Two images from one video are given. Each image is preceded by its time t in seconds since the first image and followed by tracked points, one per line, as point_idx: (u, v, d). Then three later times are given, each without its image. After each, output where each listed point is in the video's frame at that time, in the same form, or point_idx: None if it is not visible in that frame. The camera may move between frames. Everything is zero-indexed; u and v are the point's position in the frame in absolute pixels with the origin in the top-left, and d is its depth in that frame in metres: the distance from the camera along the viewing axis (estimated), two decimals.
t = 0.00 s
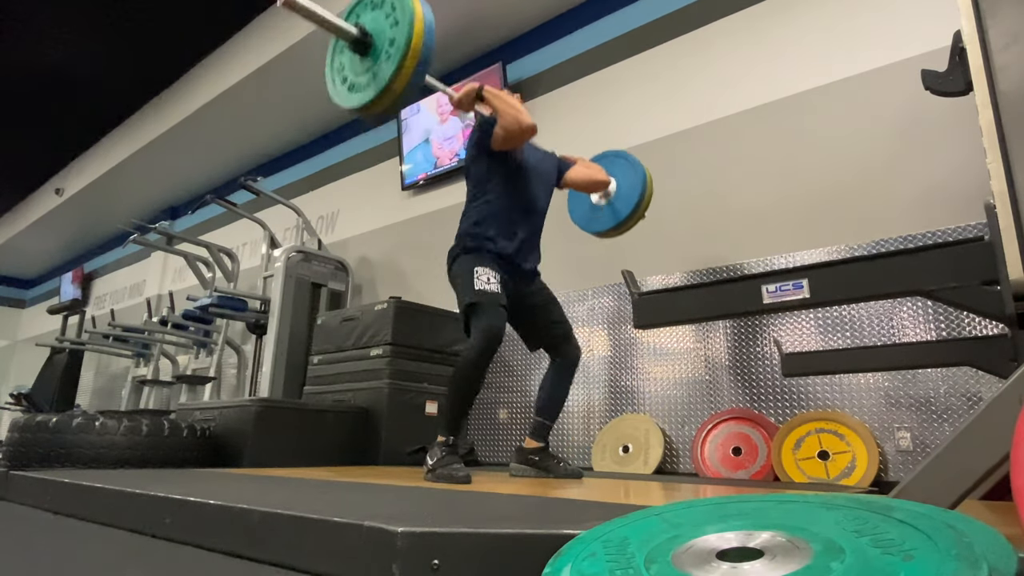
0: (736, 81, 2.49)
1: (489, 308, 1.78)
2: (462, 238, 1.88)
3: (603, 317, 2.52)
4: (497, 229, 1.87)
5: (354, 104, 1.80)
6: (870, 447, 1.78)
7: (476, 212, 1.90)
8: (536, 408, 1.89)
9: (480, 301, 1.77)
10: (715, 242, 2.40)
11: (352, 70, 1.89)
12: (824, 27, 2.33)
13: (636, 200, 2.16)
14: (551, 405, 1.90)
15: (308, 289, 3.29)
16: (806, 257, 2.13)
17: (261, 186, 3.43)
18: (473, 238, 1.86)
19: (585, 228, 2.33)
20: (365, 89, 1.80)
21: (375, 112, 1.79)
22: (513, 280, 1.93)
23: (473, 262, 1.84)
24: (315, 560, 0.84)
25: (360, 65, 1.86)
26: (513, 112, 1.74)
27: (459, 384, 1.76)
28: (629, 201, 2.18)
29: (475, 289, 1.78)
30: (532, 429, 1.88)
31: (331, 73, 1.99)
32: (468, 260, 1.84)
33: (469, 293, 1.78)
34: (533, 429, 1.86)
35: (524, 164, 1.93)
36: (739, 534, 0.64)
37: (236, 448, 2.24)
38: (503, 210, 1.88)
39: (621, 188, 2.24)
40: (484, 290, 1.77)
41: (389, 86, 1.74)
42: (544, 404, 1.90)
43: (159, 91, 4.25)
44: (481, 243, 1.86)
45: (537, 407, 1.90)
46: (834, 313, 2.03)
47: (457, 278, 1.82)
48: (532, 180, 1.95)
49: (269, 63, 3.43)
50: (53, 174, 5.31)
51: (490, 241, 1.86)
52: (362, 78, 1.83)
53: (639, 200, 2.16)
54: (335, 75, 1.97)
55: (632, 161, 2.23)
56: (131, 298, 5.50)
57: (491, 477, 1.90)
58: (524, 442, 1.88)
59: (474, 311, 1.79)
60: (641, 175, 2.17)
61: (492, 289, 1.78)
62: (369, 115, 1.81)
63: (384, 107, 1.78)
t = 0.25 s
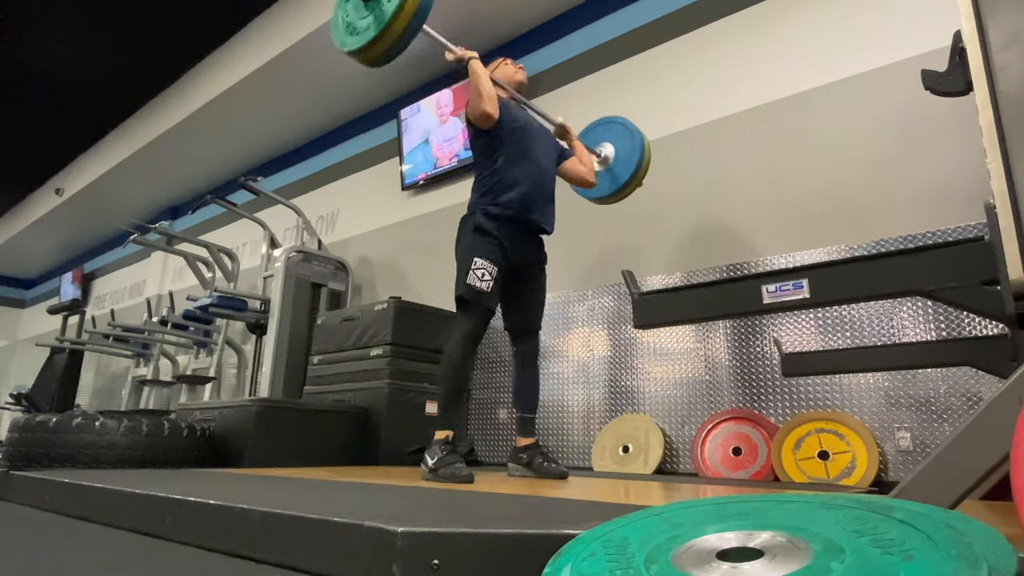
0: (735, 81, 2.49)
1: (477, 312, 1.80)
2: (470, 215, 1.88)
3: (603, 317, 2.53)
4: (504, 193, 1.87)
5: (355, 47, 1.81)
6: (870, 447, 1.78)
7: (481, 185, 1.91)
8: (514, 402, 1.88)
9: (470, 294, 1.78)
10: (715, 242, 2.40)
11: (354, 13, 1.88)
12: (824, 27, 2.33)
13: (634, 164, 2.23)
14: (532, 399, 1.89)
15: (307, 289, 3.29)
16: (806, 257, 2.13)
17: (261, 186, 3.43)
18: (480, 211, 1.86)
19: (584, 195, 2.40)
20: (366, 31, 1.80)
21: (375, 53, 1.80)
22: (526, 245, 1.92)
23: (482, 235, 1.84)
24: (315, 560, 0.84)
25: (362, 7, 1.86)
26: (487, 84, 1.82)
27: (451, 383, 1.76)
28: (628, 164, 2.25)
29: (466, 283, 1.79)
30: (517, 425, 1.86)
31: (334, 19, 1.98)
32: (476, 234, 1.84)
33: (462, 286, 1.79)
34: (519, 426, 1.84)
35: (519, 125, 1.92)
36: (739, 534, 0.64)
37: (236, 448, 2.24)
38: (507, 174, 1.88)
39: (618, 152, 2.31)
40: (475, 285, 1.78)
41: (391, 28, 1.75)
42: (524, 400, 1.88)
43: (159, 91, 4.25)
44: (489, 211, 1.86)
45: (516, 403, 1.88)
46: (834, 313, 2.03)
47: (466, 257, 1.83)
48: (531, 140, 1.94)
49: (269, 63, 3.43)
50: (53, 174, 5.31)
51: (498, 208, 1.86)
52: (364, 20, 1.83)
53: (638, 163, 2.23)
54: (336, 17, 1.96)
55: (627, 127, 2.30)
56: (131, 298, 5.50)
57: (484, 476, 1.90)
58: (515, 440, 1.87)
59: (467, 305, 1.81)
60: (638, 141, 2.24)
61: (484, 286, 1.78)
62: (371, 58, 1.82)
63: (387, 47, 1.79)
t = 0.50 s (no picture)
0: (735, 81, 2.49)
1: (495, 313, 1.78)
2: (470, 240, 1.88)
3: (603, 317, 2.52)
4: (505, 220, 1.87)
5: (351, 97, 1.80)
6: (870, 447, 1.78)
7: (481, 211, 1.91)
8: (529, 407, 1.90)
9: (486, 304, 1.77)
10: (715, 242, 2.40)
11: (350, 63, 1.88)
12: (823, 27, 2.33)
13: (629, 196, 2.21)
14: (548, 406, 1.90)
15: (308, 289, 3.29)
16: (806, 257, 2.13)
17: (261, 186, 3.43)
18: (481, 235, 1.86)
19: (580, 225, 2.37)
20: (362, 81, 1.80)
21: (371, 103, 1.80)
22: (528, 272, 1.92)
23: (483, 258, 1.83)
24: (315, 560, 0.84)
25: (358, 57, 1.86)
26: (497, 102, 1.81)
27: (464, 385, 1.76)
28: (624, 195, 2.23)
29: (483, 292, 1.78)
30: (524, 428, 1.89)
31: (330, 67, 1.99)
32: (477, 257, 1.83)
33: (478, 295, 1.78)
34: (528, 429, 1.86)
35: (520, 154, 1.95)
36: (739, 534, 0.64)
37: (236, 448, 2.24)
38: (508, 201, 1.89)
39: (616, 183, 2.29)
40: (491, 293, 1.77)
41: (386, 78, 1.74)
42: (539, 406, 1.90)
43: (159, 91, 4.25)
44: (491, 237, 1.86)
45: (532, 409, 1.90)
46: (834, 313, 2.03)
47: (468, 279, 1.82)
48: (531, 169, 1.96)
49: (269, 63, 3.44)
50: (53, 174, 5.31)
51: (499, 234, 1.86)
52: (360, 71, 1.83)
53: (633, 196, 2.20)
54: (333, 66, 1.97)
55: (626, 157, 2.28)
56: (131, 298, 5.50)
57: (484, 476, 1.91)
58: (515, 440, 1.88)
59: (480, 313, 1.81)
60: (636, 170, 2.22)
61: (500, 293, 1.78)
62: (367, 105, 1.81)
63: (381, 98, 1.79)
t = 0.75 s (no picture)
0: (735, 81, 2.49)
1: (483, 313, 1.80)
2: (464, 227, 1.87)
3: (603, 317, 2.52)
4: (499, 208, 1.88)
5: (346, 80, 1.82)
6: (869, 447, 1.78)
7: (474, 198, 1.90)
8: (517, 403, 1.89)
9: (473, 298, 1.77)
10: (715, 242, 2.39)
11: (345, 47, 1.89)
12: (824, 27, 2.33)
13: (625, 182, 2.21)
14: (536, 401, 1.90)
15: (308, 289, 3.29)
16: (806, 257, 2.13)
17: (261, 186, 3.43)
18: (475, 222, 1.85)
19: (577, 211, 2.39)
20: (357, 64, 1.81)
21: (366, 87, 1.81)
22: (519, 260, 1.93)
23: (477, 245, 1.83)
24: (315, 560, 0.84)
25: (353, 40, 1.87)
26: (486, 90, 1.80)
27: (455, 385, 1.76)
28: (619, 181, 2.24)
29: (471, 286, 1.78)
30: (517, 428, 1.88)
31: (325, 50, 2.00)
32: (472, 245, 1.83)
33: (466, 289, 1.79)
34: (520, 427, 1.86)
35: (513, 144, 1.96)
36: (739, 534, 0.64)
37: (236, 448, 2.24)
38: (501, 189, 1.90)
39: (611, 169, 2.29)
40: (480, 288, 1.78)
41: (382, 60, 1.76)
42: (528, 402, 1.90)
43: (159, 91, 4.25)
44: (485, 225, 1.86)
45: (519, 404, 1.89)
46: (834, 313, 2.03)
47: (462, 267, 1.82)
48: (524, 159, 1.97)
49: (269, 63, 3.43)
50: (53, 174, 5.31)
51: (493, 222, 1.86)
52: (356, 53, 1.84)
53: (628, 182, 2.21)
54: (328, 49, 1.98)
55: (620, 143, 2.28)
56: (131, 298, 5.50)
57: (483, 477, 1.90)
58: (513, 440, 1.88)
59: (473, 309, 1.81)
60: (631, 157, 2.22)
61: (488, 288, 1.78)
62: (363, 90, 1.82)
63: (377, 80, 1.80)
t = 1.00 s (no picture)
0: (735, 81, 2.49)
1: (470, 315, 1.81)
2: (459, 222, 1.87)
3: (603, 318, 2.52)
4: (494, 203, 1.87)
5: (341, 76, 1.81)
6: (869, 447, 1.78)
7: (470, 194, 1.91)
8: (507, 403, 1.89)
9: (462, 299, 1.78)
10: (715, 242, 2.39)
11: (340, 43, 1.89)
12: (824, 27, 2.33)
13: (620, 179, 2.22)
14: (524, 399, 1.88)
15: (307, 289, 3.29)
16: (806, 257, 2.13)
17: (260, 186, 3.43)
18: (470, 218, 1.86)
19: (572, 207, 2.40)
20: (353, 60, 1.81)
21: (362, 83, 1.81)
22: (516, 255, 1.92)
23: (470, 241, 1.83)
24: (315, 560, 0.84)
25: (348, 37, 1.87)
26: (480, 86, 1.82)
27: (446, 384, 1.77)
28: (614, 178, 2.25)
29: (459, 287, 1.78)
30: (512, 428, 1.88)
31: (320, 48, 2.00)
32: (465, 241, 1.83)
33: (454, 290, 1.79)
34: (514, 427, 1.86)
35: (508, 138, 1.94)
36: (739, 534, 0.64)
37: (235, 448, 2.24)
38: (496, 184, 1.89)
39: (605, 165, 2.30)
40: (468, 289, 1.78)
41: (378, 56, 1.76)
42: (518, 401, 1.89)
43: (159, 91, 4.25)
44: (479, 220, 1.86)
45: (509, 403, 1.89)
46: (834, 313, 2.03)
47: (455, 264, 1.82)
48: (520, 153, 1.95)
49: (269, 63, 3.44)
50: (53, 174, 5.31)
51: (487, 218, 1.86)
52: (351, 49, 1.84)
53: (623, 179, 2.22)
54: (324, 45, 1.97)
55: (615, 139, 2.28)
56: (131, 298, 5.50)
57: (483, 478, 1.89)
58: (510, 440, 1.88)
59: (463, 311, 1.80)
60: (626, 154, 2.23)
61: (477, 290, 1.78)
62: (359, 86, 1.82)
63: (373, 78, 1.80)
